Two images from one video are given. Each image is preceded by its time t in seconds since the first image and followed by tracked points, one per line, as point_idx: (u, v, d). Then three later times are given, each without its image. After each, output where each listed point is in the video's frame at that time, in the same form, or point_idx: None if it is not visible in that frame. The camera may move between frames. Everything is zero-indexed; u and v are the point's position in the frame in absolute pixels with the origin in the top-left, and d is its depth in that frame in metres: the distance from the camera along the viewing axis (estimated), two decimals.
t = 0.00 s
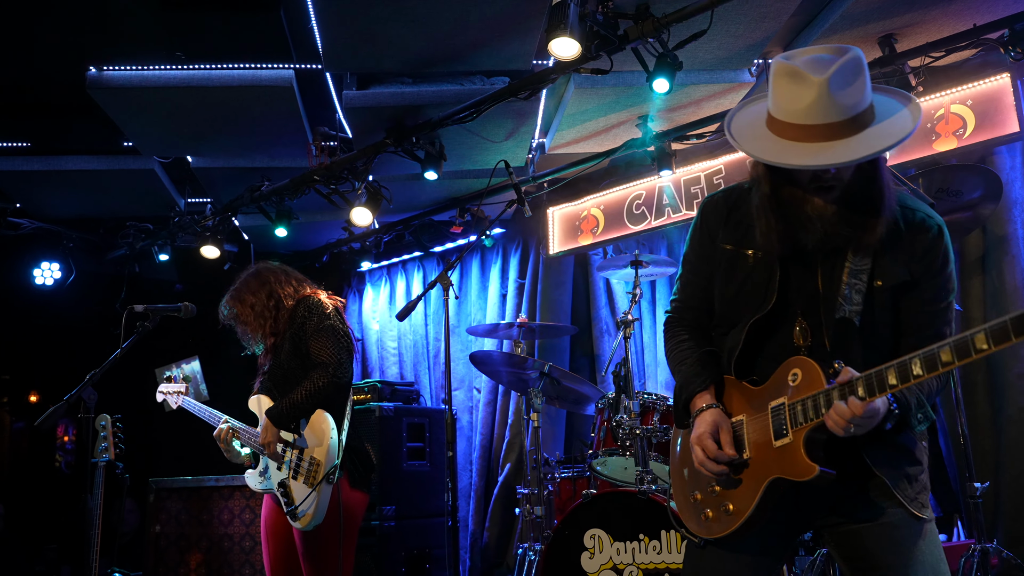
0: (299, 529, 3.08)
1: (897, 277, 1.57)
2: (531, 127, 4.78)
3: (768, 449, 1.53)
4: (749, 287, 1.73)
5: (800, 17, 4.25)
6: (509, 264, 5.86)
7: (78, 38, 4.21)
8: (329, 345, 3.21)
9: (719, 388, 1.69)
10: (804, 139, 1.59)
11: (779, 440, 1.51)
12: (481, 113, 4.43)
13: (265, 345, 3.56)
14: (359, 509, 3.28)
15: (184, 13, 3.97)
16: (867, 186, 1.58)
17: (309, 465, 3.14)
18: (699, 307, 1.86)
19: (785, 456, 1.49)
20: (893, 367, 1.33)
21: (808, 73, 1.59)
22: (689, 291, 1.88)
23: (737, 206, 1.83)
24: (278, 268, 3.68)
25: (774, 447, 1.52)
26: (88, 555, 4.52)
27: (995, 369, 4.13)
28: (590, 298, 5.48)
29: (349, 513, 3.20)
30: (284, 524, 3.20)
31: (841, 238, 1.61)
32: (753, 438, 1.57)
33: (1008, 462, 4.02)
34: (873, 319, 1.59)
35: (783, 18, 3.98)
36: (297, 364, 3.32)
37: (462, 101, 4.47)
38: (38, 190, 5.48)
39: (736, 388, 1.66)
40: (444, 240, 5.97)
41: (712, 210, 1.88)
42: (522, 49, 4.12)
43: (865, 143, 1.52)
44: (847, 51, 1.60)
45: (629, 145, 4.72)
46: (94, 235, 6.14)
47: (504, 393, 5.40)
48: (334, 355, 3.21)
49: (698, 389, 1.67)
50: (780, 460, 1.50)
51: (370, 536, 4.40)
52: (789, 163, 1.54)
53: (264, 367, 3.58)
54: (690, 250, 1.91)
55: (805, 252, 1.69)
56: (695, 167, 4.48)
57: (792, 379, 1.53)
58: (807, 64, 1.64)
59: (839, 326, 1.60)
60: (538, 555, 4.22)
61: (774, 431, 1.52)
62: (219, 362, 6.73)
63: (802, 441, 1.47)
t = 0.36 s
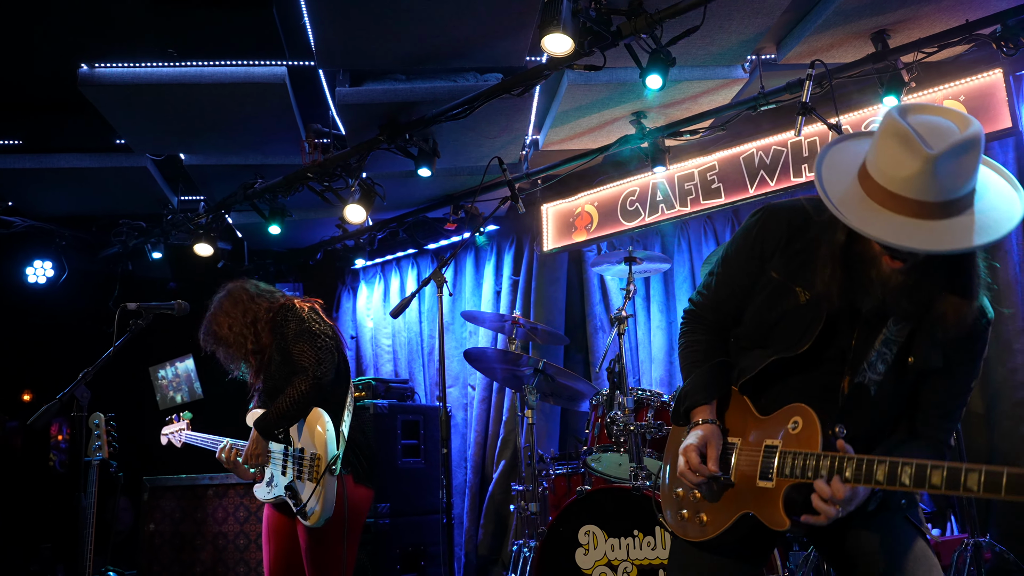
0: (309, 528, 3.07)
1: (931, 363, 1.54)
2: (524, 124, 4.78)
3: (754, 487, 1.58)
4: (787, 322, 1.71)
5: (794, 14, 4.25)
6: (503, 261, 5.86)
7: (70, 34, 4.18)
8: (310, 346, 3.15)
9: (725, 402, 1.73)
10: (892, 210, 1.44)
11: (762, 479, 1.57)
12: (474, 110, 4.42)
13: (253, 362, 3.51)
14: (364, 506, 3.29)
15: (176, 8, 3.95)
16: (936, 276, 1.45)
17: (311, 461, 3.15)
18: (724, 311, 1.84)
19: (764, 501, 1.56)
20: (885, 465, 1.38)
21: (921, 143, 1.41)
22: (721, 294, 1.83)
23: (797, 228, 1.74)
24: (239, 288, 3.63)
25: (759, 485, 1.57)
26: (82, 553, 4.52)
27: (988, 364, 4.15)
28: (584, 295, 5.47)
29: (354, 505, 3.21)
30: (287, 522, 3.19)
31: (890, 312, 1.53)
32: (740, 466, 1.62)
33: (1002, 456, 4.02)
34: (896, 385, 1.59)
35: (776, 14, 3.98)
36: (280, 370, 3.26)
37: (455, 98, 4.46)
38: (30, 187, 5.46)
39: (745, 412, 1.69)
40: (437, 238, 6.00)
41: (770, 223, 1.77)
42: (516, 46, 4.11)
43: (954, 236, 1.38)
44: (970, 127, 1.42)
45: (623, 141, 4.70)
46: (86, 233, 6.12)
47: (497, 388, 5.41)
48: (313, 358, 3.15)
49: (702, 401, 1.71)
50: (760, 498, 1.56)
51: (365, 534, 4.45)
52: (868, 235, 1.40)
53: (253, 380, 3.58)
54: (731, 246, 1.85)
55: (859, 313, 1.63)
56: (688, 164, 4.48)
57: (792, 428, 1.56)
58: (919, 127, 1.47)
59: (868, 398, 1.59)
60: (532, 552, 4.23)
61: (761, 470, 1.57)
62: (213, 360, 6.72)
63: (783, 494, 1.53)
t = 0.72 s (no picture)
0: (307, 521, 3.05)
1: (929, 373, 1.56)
2: (522, 118, 4.77)
3: (765, 496, 1.57)
4: (788, 329, 1.68)
5: (791, 7, 4.24)
6: (500, 255, 5.85)
7: (64, 25, 4.16)
8: (299, 353, 3.11)
9: (730, 404, 1.69)
10: (891, 235, 1.44)
11: (773, 491, 1.56)
12: (471, 103, 4.41)
13: (246, 367, 3.46)
14: (365, 497, 3.31)
15: None
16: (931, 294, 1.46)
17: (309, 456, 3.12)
18: (722, 317, 1.79)
19: (776, 513, 1.55)
20: (909, 491, 1.36)
21: (923, 170, 1.40)
22: (719, 301, 1.78)
23: (799, 235, 1.70)
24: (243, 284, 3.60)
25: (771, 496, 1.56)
26: (79, 546, 4.53)
27: (985, 359, 4.15)
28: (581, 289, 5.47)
29: (354, 498, 3.21)
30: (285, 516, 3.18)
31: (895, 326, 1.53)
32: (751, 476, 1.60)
33: (997, 449, 4.03)
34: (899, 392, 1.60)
35: (773, 7, 3.97)
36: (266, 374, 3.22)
37: (453, 91, 4.45)
38: (26, 180, 5.46)
39: (753, 416, 1.65)
40: (436, 231, 6.01)
41: (771, 229, 1.73)
42: (512, 38, 4.10)
43: (951, 262, 1.39)
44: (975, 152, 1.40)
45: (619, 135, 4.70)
46: (82, 227, 6.12)
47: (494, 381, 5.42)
48: (297, 365, 3.11)
49: (708, 408, 1.66)
50: (772, 510, 1.55)
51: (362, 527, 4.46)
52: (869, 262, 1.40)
53: (242, 381, 3.53)
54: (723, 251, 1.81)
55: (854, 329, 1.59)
56: (686, 157, 4.48)
57: (807, 441, 1.54)
58: (923, 151, 1.45)
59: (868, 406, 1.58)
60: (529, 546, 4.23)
61: (773, 482, 1.56)
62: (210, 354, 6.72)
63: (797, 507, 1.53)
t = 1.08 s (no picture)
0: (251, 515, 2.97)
1: (892, 304, 1.54)
2: (520, 114, 4.76)
3: (787, 459, 1.38)
4: (754, 287, 1.52)
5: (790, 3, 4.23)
6: (498, 252, 5.85)
7: (63, 22, 4.15)
8: (328, 356, 3.07)
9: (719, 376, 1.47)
10: (836, 172, 1.41)
11: (800, 449, 1.37)
12: (470, 100, 4.43)
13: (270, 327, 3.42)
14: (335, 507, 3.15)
15: None
16: (880, 220, 1.48)
17: (281, 458, 3.02)
18: (685, 290, 1.57)
19: (808, 470, 1.36)
20: (944, 408, 1.28)
21: (855, 105, 1.40)
22: (686, 271, 1.57)
23: (752, 192, 1.58)
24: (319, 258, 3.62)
25: (793, 455, 1.38)
26: (77, 542, 4.52)
27: (982, 356, 4.15)
28: (579, 285, 5.47)
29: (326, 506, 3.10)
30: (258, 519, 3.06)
31: (867, 257, 1.49)
32: (769, 440, 1.41)
33: (995, 446, 4.02)
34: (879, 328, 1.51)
35: (772, 3, 3.96)
36: (287, 355, 3.17)
37: (450, 87, 4.44)
38: (23, 176, 5.45)
39: (749, 381, 1.46)
40: (433, 228, 5.99)
41: (718, 189, 1.59)
42: (511, 34, 4.09)
43: (898, 191, 1.39)
44: (899, 84, 1.42)
45: (617, 132, 4.77)
46: (80, 223, 6.13)
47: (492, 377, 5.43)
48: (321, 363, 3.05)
49: (701, 380, 1.44)
50: (802, 470, 1.36)
51: (359, 524, 4.27)
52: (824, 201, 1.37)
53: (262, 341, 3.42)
54: (679, 224, 1.60)
55: (818, 269, 1.51)
56: (684, 154, 4.47)
57: (823, 391, 1.39)
58: (849, 88, 1.46)
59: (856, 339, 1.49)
60: (527, 542, 4.23)
61: (796, 439, 1.38)
62: (208, 351, 6.71)
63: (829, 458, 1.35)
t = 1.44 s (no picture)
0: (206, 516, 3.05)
1: (845, 269, 1.60)
2: (511, 115, 4.76)
3: (742, 421, 1.45)
4: (706, 262, 1.67)
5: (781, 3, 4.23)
6: (491, 253, 5.85)
7: (52, 24, 4.12)
8: (320, 384, 3.06)
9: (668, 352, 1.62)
10: (766, 145, 1.58)
11: (752, 409, 1.45)
12: (461, 101, 4.41)
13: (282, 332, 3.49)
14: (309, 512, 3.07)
15: None
16: (822, 189, 1.57)
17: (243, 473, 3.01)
18: (648, 278, 1.77)
19: (761, 427, 1.42)
20: (882, 341, 1.30)
21: (776, 82, 1.56)
22: (643, 262, 1.77)
23: (698, 186, 1.76)
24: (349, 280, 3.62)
25: (748, 416, 1.45)
26: (68, 546, 4.50)
27: (973, 355, 4.16)
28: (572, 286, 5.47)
29: (301, 512, 3.02)
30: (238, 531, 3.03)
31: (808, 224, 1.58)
32: (723, 407, 1.49)
33: (987, 445, 4.03)
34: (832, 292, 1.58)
35: (764, 4, 3.96)
36: (286, 372, 3.19)
37: (442, 89, 4.44)
38: (14, 178, 5.42)
39: (696, 351, 1.58)
40: (425, 229, 5.98)
41: (669, 189, 1.80)
42: (502, 35, 4.08)
43: (824, 155, 1.52)
44: (820, 59, 1.56)
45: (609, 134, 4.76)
46: (71, 226, 6.12)
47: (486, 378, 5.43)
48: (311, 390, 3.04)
49: (645, 356, 1.59)
50: (755, 431, 1.43)
51: (351, 527, 4.29)
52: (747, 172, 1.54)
53: (271, 339, 3.49)
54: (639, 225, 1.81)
55: (763, 242, 1.64)
56: (676, 156, 4.49)
57: (769, 349, 1.46)
58: (775, 68, 1.61)
59: (802, 298, 1.56)
60: (520, 544, 4.23)
61: (748, 401, 1.45)
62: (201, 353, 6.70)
63: (779, 411, 1.40)
